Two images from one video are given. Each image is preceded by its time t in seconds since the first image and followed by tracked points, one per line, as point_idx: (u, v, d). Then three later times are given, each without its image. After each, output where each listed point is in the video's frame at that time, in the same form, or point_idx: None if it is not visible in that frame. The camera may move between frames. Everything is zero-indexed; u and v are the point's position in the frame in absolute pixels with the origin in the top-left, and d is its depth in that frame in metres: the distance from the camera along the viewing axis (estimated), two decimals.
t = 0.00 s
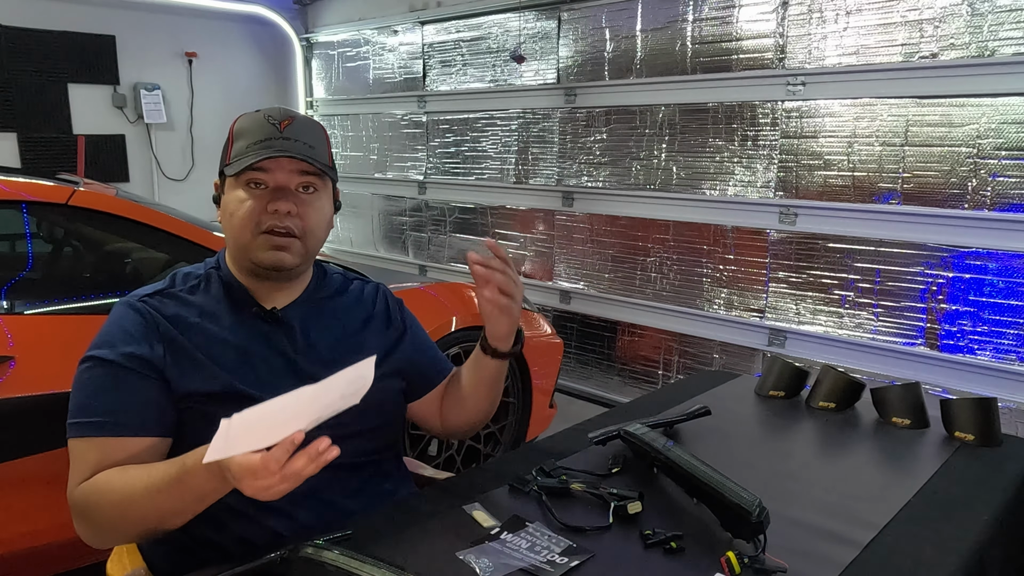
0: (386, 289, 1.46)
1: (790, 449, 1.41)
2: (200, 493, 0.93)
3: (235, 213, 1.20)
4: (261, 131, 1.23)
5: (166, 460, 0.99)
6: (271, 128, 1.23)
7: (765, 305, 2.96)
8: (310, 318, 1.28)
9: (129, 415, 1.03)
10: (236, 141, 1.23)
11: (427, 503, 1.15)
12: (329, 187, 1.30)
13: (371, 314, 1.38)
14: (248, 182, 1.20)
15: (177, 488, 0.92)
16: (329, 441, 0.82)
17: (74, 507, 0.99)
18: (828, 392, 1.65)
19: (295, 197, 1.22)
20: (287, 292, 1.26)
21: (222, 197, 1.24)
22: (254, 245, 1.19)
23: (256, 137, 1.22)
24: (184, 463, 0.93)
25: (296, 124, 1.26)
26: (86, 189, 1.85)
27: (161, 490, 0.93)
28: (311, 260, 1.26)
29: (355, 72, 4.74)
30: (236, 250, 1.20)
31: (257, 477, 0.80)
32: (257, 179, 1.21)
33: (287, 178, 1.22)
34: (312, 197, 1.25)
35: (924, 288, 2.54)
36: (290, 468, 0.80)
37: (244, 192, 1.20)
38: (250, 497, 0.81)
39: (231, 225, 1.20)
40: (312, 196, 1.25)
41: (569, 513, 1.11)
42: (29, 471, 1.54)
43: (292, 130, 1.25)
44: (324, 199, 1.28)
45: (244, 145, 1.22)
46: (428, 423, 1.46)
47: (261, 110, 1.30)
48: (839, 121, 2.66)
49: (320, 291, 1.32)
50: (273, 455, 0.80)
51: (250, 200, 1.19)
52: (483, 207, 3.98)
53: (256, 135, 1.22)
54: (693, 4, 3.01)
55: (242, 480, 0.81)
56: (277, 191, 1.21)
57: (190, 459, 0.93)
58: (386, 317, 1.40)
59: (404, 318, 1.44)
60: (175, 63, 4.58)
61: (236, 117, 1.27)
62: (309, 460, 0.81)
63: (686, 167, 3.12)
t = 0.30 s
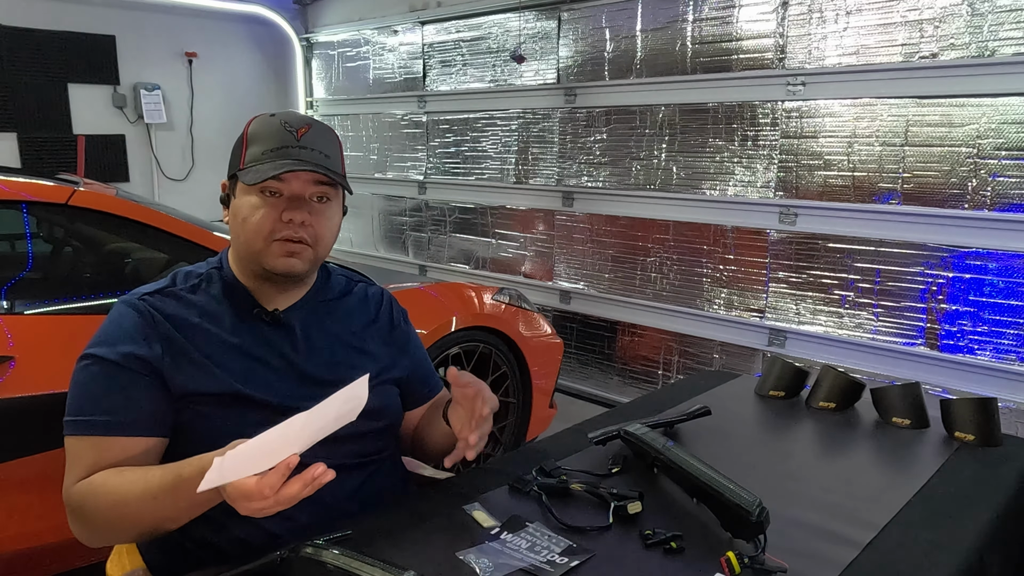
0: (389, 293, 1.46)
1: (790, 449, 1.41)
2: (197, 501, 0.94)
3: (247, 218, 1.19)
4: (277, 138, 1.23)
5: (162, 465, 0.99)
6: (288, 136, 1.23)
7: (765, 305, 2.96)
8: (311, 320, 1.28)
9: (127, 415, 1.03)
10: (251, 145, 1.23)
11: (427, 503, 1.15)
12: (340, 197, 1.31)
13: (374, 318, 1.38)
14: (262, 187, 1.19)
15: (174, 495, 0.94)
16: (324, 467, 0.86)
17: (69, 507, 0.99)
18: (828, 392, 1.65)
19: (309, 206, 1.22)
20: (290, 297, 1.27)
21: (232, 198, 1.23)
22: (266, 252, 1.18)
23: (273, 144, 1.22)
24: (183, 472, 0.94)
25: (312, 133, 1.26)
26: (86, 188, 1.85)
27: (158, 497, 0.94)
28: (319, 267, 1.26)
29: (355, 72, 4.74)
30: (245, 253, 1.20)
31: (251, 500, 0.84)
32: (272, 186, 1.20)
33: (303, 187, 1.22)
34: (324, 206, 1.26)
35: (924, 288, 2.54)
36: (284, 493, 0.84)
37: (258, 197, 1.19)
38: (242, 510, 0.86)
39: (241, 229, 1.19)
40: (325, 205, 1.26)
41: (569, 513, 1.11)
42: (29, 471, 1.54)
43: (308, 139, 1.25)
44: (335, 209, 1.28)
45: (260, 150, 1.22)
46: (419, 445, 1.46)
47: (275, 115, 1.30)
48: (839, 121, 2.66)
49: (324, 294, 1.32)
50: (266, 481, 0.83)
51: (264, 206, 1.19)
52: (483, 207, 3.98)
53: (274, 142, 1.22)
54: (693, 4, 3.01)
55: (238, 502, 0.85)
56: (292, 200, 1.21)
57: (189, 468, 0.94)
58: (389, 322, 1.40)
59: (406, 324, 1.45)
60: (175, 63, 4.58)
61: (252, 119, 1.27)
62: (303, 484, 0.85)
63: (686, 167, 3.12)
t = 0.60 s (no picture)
0: (390, 292, 1.46)
1: (790, 449, 1.41)
2: (200, 502, 0.93)
3: (244, 216, 1.19)
4: (273, 133, 1.23)
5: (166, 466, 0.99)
6: (283, 131, 1.23)
7: (765, 305, 2.96)
8: (313, 320, 1.28)
9: (128, 419, 1.03)
10: (246, 143, 1.23)
11: (427, 504, 1.15)
12: (338, 191, 1.30)
13: (375, 318, 1.38)
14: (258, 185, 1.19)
15: (176, 496, 0.93)
16: (324, 467, 0.83)
17: (73, 509, 1.00)
18: (828, 392, 1.65)
19: (306, 201, 1.22)
20: (291, 294, 1.26)
21: (230, 198, 1.23)
22: (264, 249, 1.18)
23: (268, 140, 1.22)
24: (184, 473, 0.93)
25: (308, 127, 1.25)
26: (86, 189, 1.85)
27: (161, 498, 0.94)
28: (319, 263, 1.26)
29: (355, 72, 4.74)
30: (244, 252, 1.20)
31: (250, 497, 0.82)
32: (268, 183, 1.20)
33: (299, 182, 1.22)
34: (322, 201, 1.25)
35: (924, 288, 2.54)
36: (282, 491, 0.82)
37: (255, 194, 1.19)
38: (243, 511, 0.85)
39: (239, 228, 1.19)
40: (323, 200, 1.25)
41: (569, 513, 1.11)
42: (28, 471, 1.54)
43: (304, 134, 1.24)
44: (333, 203, 1.28)
45: (255, 147, 1.21)
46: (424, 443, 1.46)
47: (271, 113, 1.30)
48: (839, 121, 2.66)
49: (325, 294, 1.32)
50: (266, 478, 0.82)
51: (260, 203, 1.19)
52: (482, 207, 3.98)
53: (269, 137, 1.22)
54: (693, 4, 3.01)
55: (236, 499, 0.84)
56: (289, 196, 1.21)
57: (191, 468, 0.93)
58: (391, 321, 1.40)
59: (409, 322, 1.44)
60: (175, 62, 4.58)
61: (247, 117, 1.27)
62: (302, 484, 0.83)
63: (686, 167, 3.12)
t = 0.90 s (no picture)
0: (392, 295, 1.46)
1: (790, 449, 1.41)
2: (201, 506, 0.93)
3: (244, 219, 1.19)
4: (271, 136, 1.23)
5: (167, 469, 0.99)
6: (282, 134, 1.23)
7: (765, 305, 2.96)
8: (314, 321, 1.28)
9: (129, 418, 1.03)
10: (245, 145, 1.23)
11: (427, 504, 1.15)
12: (337, 192, 1.30)
13: (376, 320, 1.38)
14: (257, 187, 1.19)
15: (177, 499, 0.93)
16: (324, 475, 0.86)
17: (71, 510, 1.00)
18: (828, 392, 1.65)
19: (305, 203, 1.22)
20: (292, 297, 1.27)
21: (229, 201, 1.23)
22: (264, 251, 1.18)
23: (266, 143, 1.22)
24: (186, 476, 0.93)
25: (306, 128, 1.25)
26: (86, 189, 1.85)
27: (161, 500, 0.94)
28: (320, 265, 1.26)
29: (355, 72, 4.74)
30: (244, 254, 1.20)
31: (251, 507, 0.84)
32: (267, 186, 1.20)
33: (298, 184, 1.22)
34: (322, 203, 1.25)
35: (924, 288, 2.54)
36: (283, 502, 0.84)
37: (254, 198, 1.19)
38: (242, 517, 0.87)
39: (240, 230, 1.19)
40: (322, 202, 1.25)
41: (569, 513, 1.11)
42: (29, 471, 1.54)
43: (303, 136, 1.24)
44: (333, 204, 1.28)
45: (253, 150, 1.21)
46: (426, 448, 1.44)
47: (269, 114, 1.30)
48: (839, 121, 2.66)
49: (326, 295, 1.32)
50: (267, 489, 0.83)
51: (260, 206, 1.19)
52: (482, 207, 3.98)
53: (267, 140, 1.22)
54: (693, 4, 3.01)
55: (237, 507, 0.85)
56: (289, 198, 1.21)
57: (192, 472, 0.93)
58: (392, 323, 1.40)
59: (409, 325, 1.44)
60: (175, 63, 4.58)
61: (246, 120, 1.27)
62: (303, 493, 0.85)
63: (686, 167, 3.12)
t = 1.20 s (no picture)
0: (389, 290, 1.46)
1: (790, 449, 1.41)
2: (226, 492, 0.96)
3: (247, 214, 1.18)
4: (273, 132, 1.22)
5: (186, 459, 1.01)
6: (284, 130, 1.23)
7: (765, 305, 2.96)
8: (313, 318, 1.28)
9: (134, 414, 1.03)
10: (247, 141, 1.22)
11: (428, 504, 1.15)
12: (337, 188, 1.30)
13: (374, 316, 1.38)
14: (260, 182, 1.19)
15: (202, 485, 0.96)
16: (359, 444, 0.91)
17: (84, 506, 1.00)
18: (827, 392, 1.65)
19: (308, 199, 1.22)
20: (291, 292, 1.27)
21: (230, 196, 1.23)
22: (267, 247, 1.18)
23: (269, 139, 1.21)
24: (211, 462, 0.96)
25: (307, 126, 1.26)
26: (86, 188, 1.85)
27: (186, 487, 0.96)
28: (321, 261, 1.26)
29: (355, 72, 4.74)
30: (246, 250, 1.20)
31: (291, 477, 0.87)
32: (270, 181, 1.20)
33: (301, 180, 1.22)
34: (323, 199, 1.25)
35: (924, 288, 2.54)
36: (324, 471, 0.88)
37: (256, 193, 1.19)
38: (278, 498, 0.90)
39: (242, 225, 1.19)
40: (324, 198, 1.25)
41: (569, 513, 1.11)
42: (29, 471, 1.54)
43: (305, 133, 1.24)
44: (334, 201, 1.28)
45: (256, 146, 1.21)
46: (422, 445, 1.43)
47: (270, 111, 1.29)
48: (839, 121, 2.66)
49: (325, 291, 1.32)
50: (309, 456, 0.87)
51: (263, 201, 1.18)
52: (482, 207, 3.98)
53: (270, 136, 1.22)
54: (693, 4, 3.01)
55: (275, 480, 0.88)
56: (292, 194, 1.21)
57: (218, 458, 0.96)
58: (390, 319, 1.40)
59: (406, 320, 1.44)
60: (175, 62, 4.58)
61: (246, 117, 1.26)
62: (342, 463, 0.89)
63: (686, 167, 3.12)
